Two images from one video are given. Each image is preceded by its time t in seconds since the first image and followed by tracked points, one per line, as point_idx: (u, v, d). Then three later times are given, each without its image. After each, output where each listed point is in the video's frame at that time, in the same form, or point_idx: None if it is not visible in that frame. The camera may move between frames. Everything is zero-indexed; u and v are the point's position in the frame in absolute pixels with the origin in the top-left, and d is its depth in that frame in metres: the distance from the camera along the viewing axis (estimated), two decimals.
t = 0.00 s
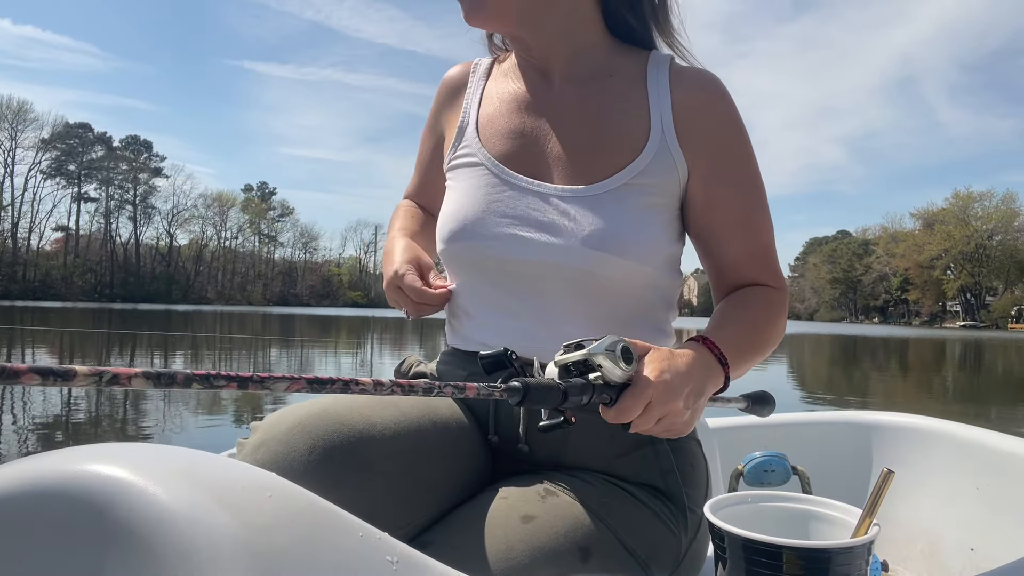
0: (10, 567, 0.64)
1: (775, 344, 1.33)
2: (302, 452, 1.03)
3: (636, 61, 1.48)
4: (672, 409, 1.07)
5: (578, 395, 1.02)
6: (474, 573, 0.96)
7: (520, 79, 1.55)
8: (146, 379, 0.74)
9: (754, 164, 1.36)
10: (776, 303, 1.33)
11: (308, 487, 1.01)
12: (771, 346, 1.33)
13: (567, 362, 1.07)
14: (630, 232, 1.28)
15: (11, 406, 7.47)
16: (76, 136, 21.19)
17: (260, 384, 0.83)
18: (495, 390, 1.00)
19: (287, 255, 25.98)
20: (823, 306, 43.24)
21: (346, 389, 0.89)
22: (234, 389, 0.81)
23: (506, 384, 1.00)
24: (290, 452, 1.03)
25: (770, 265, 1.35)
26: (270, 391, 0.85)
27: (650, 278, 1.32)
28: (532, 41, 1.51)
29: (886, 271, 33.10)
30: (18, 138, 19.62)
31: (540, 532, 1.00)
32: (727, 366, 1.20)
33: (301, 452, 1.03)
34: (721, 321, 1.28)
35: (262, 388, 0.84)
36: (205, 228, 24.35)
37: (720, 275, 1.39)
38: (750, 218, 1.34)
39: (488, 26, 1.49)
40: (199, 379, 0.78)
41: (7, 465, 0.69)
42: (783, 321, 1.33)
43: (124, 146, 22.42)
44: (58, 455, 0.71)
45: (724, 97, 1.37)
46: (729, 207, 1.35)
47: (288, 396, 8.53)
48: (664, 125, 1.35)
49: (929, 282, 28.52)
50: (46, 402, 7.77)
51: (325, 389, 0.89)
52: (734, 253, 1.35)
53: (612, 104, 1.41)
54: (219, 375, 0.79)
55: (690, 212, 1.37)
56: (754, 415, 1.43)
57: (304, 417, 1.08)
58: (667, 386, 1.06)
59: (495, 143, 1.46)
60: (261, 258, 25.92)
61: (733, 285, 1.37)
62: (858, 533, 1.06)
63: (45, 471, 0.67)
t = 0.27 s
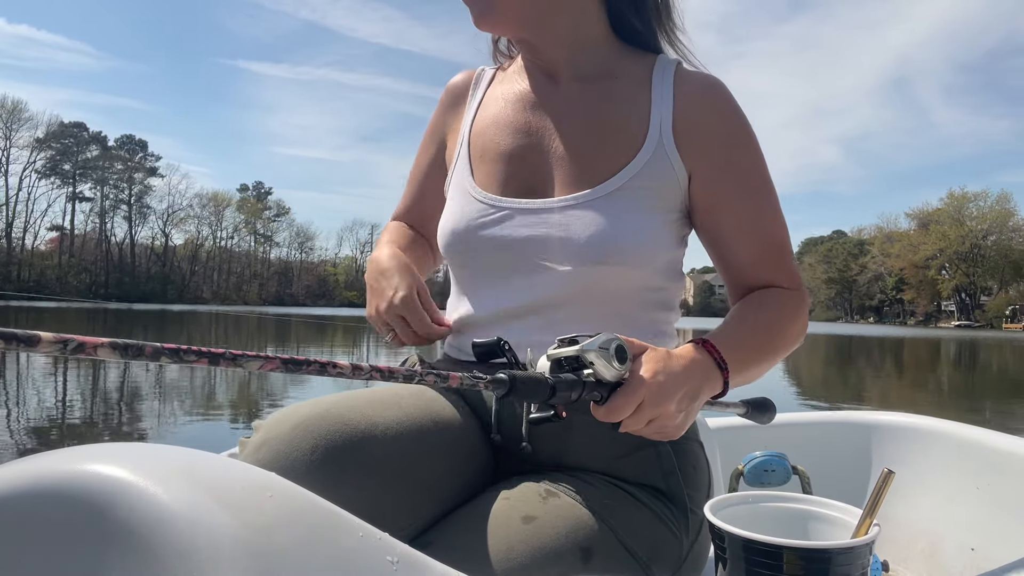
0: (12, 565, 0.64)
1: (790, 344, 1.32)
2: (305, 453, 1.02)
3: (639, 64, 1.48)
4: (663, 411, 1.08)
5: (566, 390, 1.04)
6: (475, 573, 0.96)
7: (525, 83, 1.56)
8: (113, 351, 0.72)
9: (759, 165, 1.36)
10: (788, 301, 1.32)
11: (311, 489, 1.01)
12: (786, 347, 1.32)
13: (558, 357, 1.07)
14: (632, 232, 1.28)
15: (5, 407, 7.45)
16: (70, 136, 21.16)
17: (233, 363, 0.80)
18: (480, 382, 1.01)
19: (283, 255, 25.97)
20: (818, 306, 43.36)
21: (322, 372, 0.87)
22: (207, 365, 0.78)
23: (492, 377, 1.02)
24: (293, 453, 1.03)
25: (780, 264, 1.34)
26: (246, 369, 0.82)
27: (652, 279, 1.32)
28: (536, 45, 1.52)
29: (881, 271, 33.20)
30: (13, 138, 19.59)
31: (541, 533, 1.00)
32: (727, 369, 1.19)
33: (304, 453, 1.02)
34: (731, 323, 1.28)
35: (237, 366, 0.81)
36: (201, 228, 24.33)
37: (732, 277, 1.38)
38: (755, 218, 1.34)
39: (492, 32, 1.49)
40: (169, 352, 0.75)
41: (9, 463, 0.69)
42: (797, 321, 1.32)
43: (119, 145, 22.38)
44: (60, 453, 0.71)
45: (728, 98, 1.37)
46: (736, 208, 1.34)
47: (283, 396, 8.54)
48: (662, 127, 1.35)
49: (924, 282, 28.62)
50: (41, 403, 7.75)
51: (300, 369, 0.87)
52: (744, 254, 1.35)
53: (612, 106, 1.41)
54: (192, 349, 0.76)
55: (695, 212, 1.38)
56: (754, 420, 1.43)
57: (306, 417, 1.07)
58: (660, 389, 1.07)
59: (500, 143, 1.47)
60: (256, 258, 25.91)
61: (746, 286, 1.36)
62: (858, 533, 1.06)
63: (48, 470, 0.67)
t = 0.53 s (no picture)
0: (13, 566, 0.64)
1: (801, 333, 1.31)
2: (307, 452, 1.02)
3: (636, 67, 1.49)
4: (672, 397, 1.09)
5: (577, 372, 1.03)
6: (475, 573, 0.96)
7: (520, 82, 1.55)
8: (130, 312, 0.74)
9: (757, 159, 1.36)
10: (795, 290, 1.31)
11: (314, 488, 1.00)
12: (797, 337, 1.31)
13: (569, 339, 1.08)
14: (634, 229, 1.29)
15: None
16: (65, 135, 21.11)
17: (246, 329, 0.85)
18: (491, 361, 1.02)
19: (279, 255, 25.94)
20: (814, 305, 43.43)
21: (336, 343, 0.92)
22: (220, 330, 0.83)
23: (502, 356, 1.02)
24: (295, 452, 1.02)
25: (786, 254, 1.34)
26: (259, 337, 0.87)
27: (652, 277, 1.32)
28: (532, 46, 1.52)
29: (876, 271, 33.30)
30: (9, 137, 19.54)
31: (541, 533, 1.00)
32: (738, 356, 1.20)
33: (307, 452, 1.02)
34: (740, 312, 1.27)
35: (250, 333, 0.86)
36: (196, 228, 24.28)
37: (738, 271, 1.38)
38: (756, 210, 1.34)
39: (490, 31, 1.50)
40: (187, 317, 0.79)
41: (10, 463, 0.69)
42: (808, 308, 1.30)
43: (114, 145, 22.32)
44: (60, 454, 0.70)
45: (721, 99, 1.38)
46: (736, 202, 1.35)
47: (279, 396, 8.53)
48: (660, 128, 1.35)
49: (919, 282, 28.70)
50: (35, 402, 7.73)
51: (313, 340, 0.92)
52: (749, 246, 1.35)
53: (611, 106, 1.42)
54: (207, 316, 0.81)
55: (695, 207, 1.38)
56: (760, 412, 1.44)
57: (309, 416, 1.07)
58: (669, 375, 1.08)
59: (502, 139, 1.45)
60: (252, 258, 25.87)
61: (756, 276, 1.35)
62: (859, 532, 1.05)
63: (48, 470, 0.67)
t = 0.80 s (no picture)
0: (14, 566, 0.64)
1: (805, 331, 1.30)
2: (306, 448, 1.02)
3: (632, 70, 1.49)
4: (681, 399, 1.09)
5: (588, 375, 1.02)
6: (475, 572, 0.96)
7: (519, 83, 1.55)
8: (155, 321, 0.74)
9: (755, 157, 1.36)
10: (798, 288, 1.30)
11: (312, 486, 1.00)
12: (801, 335, 1.30)
13: (579, 343, 1.07)
14: (632, 230, 1.29)
15: None
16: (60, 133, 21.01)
17: (271, 336, 0.85)
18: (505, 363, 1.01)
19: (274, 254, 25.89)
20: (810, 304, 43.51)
21: (356, 348, 0.92)
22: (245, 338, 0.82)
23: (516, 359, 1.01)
24: (294, 449, 1.02)
25: (789, 251, 1.33)
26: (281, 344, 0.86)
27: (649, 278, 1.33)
28: (529, 49, 1.52)
29: (870, 271, 33.43)
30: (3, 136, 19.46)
31: (542, 531, 1.00)
32: (743, 356, 1.20)
33: (306, 448, 1.02)
34: (742, 313, 1.27)
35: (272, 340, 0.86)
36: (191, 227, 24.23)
37: (742, 270, 1.38)
38: (756, 208, 1.34)
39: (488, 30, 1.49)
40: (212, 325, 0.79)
41: (12, 464, 0.69)
42: (810, 306, 1.30)
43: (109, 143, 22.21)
44: (62, 454, 0.70)
45: (716, 97, 1.38)
46: (734, 201, 1.35)
47: (274, 395, 8.52)
48: (656, 132, 1.35)
49: (913, 282, 28.81)
50: (30, 402, 7.71)
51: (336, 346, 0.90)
52: (750, 245, 1.34)
53: (606, 109, 1.42)
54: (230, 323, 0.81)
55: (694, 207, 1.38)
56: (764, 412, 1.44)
57: (310, 413, 1.07)
58: (678, 378, 1.08)
59: (500, 139, 1.45)
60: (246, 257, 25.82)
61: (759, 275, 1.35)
62: (860, 532, 1.05)
63: (49, 469, 0.67)
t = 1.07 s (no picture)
0: (13, 567, 0.63)
1: (802, 332, 1.30)
2: (307, 449, 1.02)
3: (633, 73, 1.49)
4: (672, 400, 1.10)
5: (577, 373, 1.03)
6: (475, 573, 0.96)
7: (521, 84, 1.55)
8: (134, 309, 0.78)
9: (753, 160, 1.37)
10: (795, 290, 1.30)
11: (313, 488, 1.00)
12: (797, 336, 1.31)
13: (569, 341, 1.09)
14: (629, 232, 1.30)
15: None
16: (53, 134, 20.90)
17: (251, 326, 0.88)
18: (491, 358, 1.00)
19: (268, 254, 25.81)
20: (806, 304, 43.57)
21: (336, 342, 0.96)
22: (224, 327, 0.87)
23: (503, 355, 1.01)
24: (295, 450, 1.02)
25: (786, 253, 1.34)
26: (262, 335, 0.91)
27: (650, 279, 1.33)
28: (531, 51, 1.52)
29: (866, 271, 33.49)
30: None
31: (542, 531, 1.00)
32: (739, 358, 1.20)
33: (307, 449, 1.02)
34: (740, 314, 1.27)
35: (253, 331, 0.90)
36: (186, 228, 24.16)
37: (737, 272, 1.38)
38: (753, 212, 1.34)
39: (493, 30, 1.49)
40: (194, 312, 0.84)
41: (11, 465, 0.69)
42: (807, 308, 1.30)
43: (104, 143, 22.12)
44: (61, 455, 0.70)
45: (716, 101, 1.39)
46: (732, 203, 1.35)
47: (269, 396, 8.50)
48: (657, 135, 1.36)
49: (909, 282, 28.85)
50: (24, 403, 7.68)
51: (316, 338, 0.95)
52: (747, 247, 1.35)
53: (607, 110, 1.42)
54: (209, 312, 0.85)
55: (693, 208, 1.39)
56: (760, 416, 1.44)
57: (310, 414, 1.07)
58: (669, 378, 1.09)
59: (502, 141, 1.44)
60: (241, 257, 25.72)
61: (756, 277, 1.35)
62: (860, 532, 1.05)
63: (49, 470, 0.67)
